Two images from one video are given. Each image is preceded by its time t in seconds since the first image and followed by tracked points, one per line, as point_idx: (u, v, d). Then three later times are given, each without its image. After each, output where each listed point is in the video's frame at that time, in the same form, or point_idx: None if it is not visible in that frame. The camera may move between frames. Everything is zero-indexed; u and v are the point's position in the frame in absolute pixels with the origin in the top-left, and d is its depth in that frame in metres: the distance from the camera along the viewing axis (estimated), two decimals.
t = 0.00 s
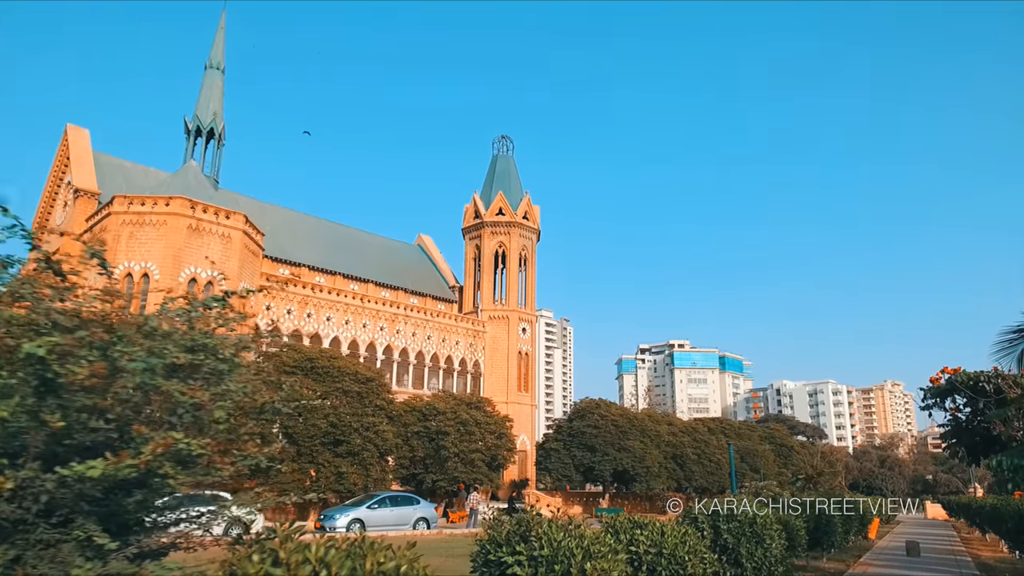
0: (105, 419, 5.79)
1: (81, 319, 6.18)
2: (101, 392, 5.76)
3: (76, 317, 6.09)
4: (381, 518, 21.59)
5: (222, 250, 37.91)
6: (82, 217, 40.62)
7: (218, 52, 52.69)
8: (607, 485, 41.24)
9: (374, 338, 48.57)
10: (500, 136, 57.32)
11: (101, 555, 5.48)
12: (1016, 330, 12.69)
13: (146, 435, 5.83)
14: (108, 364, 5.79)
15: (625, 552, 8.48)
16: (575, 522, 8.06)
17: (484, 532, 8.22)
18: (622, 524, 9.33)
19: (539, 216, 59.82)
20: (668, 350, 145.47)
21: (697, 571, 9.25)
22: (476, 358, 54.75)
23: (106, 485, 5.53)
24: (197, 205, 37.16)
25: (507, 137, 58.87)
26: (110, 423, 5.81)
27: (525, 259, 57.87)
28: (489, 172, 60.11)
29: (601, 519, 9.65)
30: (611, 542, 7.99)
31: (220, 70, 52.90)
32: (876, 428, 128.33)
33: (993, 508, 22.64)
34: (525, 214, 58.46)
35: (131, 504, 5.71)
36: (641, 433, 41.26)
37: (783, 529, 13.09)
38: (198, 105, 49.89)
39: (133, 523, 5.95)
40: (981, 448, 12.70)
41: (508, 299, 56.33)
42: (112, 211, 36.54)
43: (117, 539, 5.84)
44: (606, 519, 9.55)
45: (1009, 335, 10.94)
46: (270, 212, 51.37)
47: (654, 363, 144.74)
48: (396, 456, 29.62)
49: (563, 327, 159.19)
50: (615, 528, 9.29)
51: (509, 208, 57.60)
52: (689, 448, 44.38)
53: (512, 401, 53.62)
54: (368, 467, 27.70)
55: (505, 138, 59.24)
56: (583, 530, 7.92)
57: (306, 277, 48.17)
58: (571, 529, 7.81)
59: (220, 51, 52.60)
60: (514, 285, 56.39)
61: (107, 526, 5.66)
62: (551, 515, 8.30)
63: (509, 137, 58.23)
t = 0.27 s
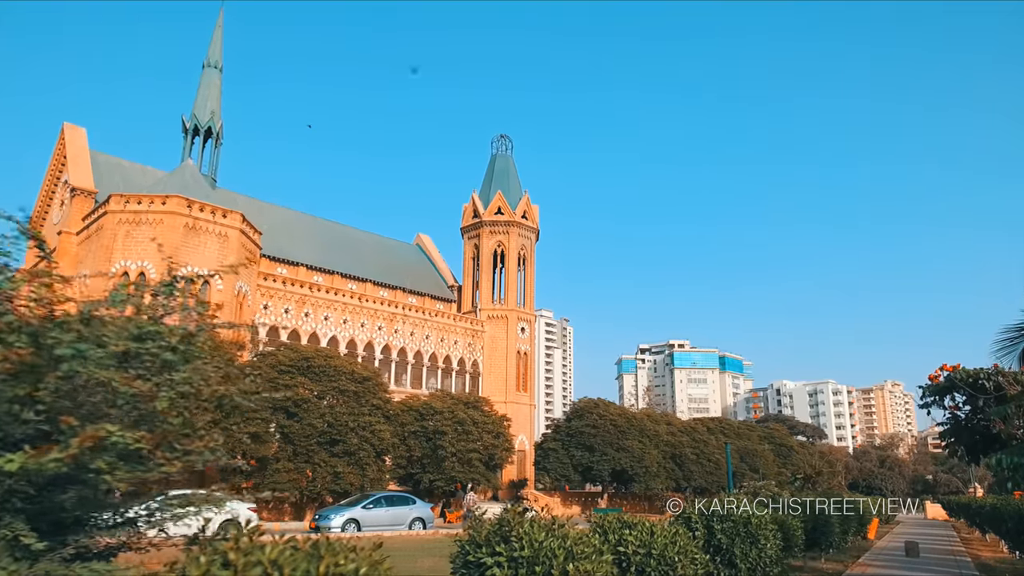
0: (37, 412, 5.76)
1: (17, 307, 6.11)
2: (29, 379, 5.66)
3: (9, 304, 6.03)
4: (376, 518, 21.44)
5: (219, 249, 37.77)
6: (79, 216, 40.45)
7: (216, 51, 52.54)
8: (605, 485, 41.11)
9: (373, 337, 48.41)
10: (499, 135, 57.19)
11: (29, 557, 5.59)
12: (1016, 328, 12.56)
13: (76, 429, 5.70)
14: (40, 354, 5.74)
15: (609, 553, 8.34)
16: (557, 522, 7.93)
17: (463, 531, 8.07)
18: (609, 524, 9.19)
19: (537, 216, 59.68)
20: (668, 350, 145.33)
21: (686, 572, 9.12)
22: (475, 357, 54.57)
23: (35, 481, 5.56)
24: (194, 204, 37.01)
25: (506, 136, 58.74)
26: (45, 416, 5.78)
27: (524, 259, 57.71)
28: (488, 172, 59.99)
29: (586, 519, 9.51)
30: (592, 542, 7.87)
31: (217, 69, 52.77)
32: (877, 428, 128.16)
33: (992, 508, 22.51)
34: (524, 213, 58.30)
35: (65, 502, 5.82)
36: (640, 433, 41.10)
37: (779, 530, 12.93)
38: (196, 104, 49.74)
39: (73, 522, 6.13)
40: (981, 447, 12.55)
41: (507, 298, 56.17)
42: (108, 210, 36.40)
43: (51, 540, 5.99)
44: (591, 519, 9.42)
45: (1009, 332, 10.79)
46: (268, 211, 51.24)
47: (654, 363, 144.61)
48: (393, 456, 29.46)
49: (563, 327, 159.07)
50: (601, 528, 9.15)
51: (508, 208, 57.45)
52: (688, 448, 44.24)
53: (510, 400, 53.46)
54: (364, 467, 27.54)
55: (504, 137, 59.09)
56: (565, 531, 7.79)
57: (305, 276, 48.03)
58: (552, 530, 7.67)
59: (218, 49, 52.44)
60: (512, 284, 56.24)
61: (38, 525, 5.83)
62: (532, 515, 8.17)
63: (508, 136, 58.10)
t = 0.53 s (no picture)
0: None
1: None
2: None
3: None
4: (371, 518, 21.25)
5: (216, 249, 37.64)
6: (75, 215, 40.30)
7: (214, 50, 52.36)
8: (604, 485, 40.93)
9: (370, 337, 48.28)
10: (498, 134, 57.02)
11: None
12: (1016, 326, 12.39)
13: None
14: None
15: (591, 555, 8.20)
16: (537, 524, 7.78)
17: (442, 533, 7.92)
18: (593, 525, 9.03)
19: (536, 215, 59.51)
20: (668, 350, 145.09)
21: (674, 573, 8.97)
22: (473, 357, 54.42)
23: None
24: (191, 203, 36.84)
25: (505, 135, 58.59)
26: None
27: (523, 258, 57.56)
28: (487, 171, 59.83)
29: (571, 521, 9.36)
30: (572, 544, 7.73)
31: (215, 68, 52.59)
32: (877, 428, 127.93)
33: (992, 508, 22.35)
34: (522, 212, 58.14)
35: None
36: (638, 433, 40.93)
37: (774, 530, 12.77)
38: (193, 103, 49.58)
39: None
40: (979, 446, 12.38)
41: (505, 298, 56.02)
42: (104, 208, 36.26)
43: None
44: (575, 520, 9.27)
45: (1008, 329, 10.63)
46: (266, 210, 51.07)
47: (654, 363, 144.39)
48: (389, 456, 29.27)
49: (563, 327, 158.87)
50: (585, 530, 9.00)
51: (507, 207, 57.29)
52: (686, 448, 44.07)
53: (509, 400, 53.30)
54: (360, 467, 27.37)
55: (503, 137, 58.91)
56: (544, 532, 7.65)
57: (302, 275, 47.86)
58: (531, 532, 7.53)
59: (216, 48, 52.26)
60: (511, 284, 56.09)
61: None
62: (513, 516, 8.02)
63: (507, 135, 57.95)
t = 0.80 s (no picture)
0: None
1: None
2: None
3: None
4: (366, 519, 21.07)
5: (212, 248, 37.48)
6: (71, 214, 40.15)
7: (211, 49, 52.26)
8: (602, 485, 40.78)
9: (368, 336, 48.12)
10: (497, 133, 56.92)
11: None
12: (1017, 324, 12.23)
13: None
14: None
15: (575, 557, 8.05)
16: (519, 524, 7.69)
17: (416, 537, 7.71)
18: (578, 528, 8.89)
19: (535, 214, 59.37)
20: (668, 350, 144.91)
21: None
22: (472, 356, 54.26)
23: None
24: (187, 201, 36.66)
25: (504, 134, 58.47)
26: None
27: (521, 258, 57.43)
28: (486, 170, 59.71)
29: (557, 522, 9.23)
30: (552, 547, 7.60)
31: (213, 67, 52.48)
32: (877, 428, 127.78)
33: (992, 509, 22.19)
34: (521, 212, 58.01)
35: None
36: (637, 432, 40.77)
37: (769, 531, 12.64)
38: (191, 101, 49.49)
39: None
40: (978, 445, 12.23)
41: (504, 298, 55.87)
42: (100, 207, 36.11)
43: None
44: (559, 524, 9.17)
45: (1007, 327, 10.50)
46: (264, 209, 50.95)
47: (654, 363, 144.21)
48: (386, 456, 29.10)
49: (563, 327, 158.68)
50: (570, 532, 8.86)
51: (505, 206, 57.15)
52: (685, 448, 43.90)
53: (507, 400, 53.15)
54: (356, 467, 27.19)
55: (501, 136, 58.77)
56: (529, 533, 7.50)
57: (300, 274, 47.68)
58: (510, 534, 7.40)
59: (213, 47, 52.17)
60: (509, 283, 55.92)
61: None
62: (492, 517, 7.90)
63: (506, 134, 57.83)
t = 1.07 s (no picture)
0: None
1: None
2: None
3: None
4: (362, 518, 20.94)
5: (209, 246, 37.32)
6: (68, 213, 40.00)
7: (209, 47, 52.08)
8: (601, 485, 40.64)
9: (366, 336, 47.96)
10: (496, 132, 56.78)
11: None
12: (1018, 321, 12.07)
13: None
14: None
15: (558, 559, 7.87)
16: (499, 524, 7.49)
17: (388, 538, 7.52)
18: (565, 528, 8.73)
19: (534, 213, 59.18)
20: (668, 350, 144.66)
21: None
22: (470, 356, 54.09)
23: None
24: (183, 200, 36.51)
25: (502, 133, 58.32)
26: None
27: (520, 257, 57.25)
28: (484, 169, 59.54)
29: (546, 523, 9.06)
30: (535, 548, 7.40)
31: (210, 65, 52.29)
32: (877, 428, 127.65)
33: (992, 509, 22.03)
34: (520, 211, 57.83)
35: None
36: (635, 432, 40.62)
37: (765, 531, 12.46)
38: (188, 100, 49.31)
39: None
40: (979, 444, 12.05)
41: (502, 297, 55.70)
42: (96, 206, 35.97)
43: None
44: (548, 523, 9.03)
45: (1008, 323, 10.36)
46: (261, 208, 50.77)
47: (654, 363, 143.99)
48: (383, 455, 28.91)
49: (563, 327, 158.42)
50: (558, 533, 8.68)
51: (504, 205, 56.97)
52: (684, 447, 43.73)
53: (506, 400, 52.97)
54: (352, 467, 27.02)
55: (500, 135, 58.60)
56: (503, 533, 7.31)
57: (298, 274, 47.51)
58: (490, 534, 7.22)
59: (211, 45, 51.99)
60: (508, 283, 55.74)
61: None
62: (473, 517, 7.71)
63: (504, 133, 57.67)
